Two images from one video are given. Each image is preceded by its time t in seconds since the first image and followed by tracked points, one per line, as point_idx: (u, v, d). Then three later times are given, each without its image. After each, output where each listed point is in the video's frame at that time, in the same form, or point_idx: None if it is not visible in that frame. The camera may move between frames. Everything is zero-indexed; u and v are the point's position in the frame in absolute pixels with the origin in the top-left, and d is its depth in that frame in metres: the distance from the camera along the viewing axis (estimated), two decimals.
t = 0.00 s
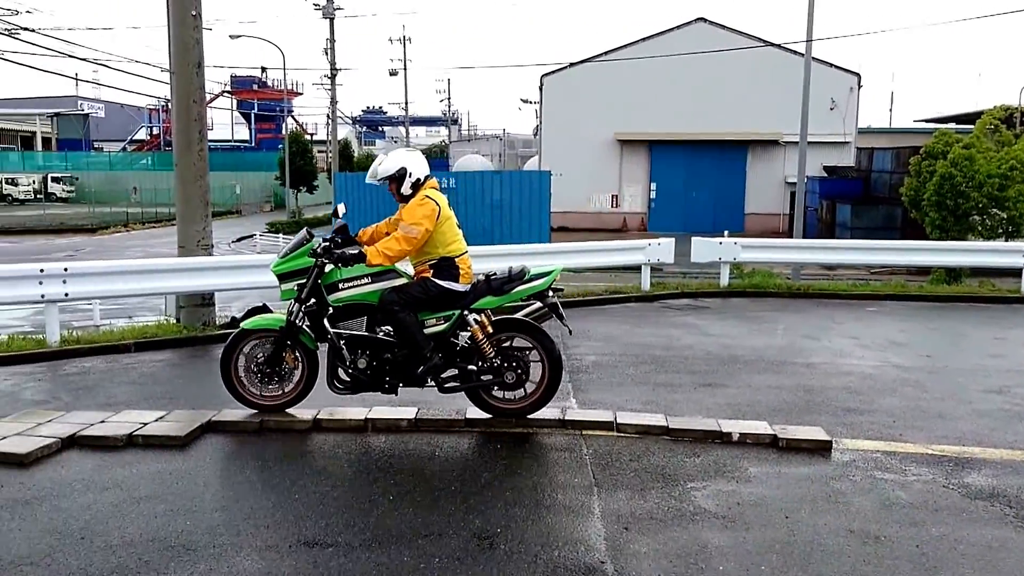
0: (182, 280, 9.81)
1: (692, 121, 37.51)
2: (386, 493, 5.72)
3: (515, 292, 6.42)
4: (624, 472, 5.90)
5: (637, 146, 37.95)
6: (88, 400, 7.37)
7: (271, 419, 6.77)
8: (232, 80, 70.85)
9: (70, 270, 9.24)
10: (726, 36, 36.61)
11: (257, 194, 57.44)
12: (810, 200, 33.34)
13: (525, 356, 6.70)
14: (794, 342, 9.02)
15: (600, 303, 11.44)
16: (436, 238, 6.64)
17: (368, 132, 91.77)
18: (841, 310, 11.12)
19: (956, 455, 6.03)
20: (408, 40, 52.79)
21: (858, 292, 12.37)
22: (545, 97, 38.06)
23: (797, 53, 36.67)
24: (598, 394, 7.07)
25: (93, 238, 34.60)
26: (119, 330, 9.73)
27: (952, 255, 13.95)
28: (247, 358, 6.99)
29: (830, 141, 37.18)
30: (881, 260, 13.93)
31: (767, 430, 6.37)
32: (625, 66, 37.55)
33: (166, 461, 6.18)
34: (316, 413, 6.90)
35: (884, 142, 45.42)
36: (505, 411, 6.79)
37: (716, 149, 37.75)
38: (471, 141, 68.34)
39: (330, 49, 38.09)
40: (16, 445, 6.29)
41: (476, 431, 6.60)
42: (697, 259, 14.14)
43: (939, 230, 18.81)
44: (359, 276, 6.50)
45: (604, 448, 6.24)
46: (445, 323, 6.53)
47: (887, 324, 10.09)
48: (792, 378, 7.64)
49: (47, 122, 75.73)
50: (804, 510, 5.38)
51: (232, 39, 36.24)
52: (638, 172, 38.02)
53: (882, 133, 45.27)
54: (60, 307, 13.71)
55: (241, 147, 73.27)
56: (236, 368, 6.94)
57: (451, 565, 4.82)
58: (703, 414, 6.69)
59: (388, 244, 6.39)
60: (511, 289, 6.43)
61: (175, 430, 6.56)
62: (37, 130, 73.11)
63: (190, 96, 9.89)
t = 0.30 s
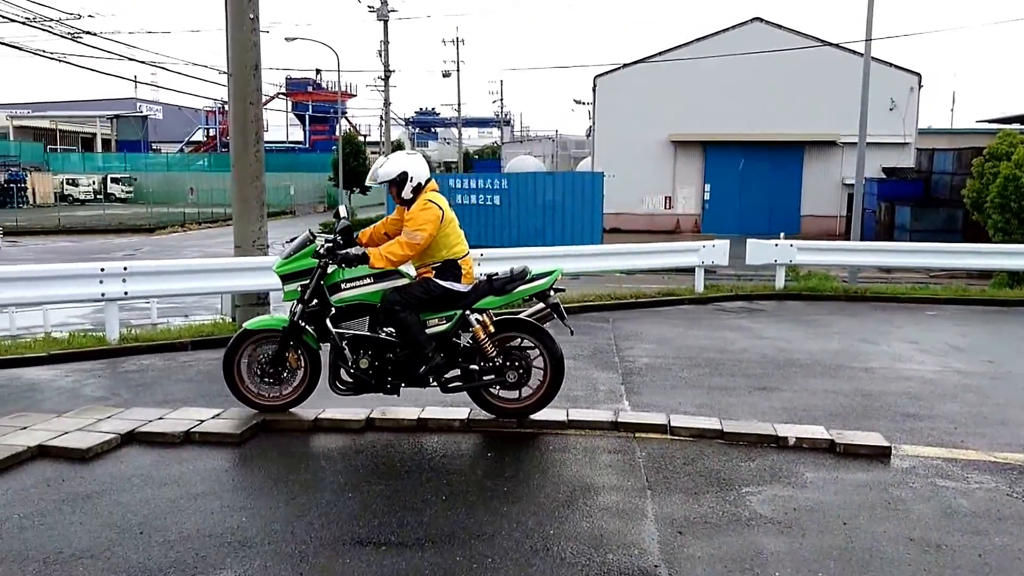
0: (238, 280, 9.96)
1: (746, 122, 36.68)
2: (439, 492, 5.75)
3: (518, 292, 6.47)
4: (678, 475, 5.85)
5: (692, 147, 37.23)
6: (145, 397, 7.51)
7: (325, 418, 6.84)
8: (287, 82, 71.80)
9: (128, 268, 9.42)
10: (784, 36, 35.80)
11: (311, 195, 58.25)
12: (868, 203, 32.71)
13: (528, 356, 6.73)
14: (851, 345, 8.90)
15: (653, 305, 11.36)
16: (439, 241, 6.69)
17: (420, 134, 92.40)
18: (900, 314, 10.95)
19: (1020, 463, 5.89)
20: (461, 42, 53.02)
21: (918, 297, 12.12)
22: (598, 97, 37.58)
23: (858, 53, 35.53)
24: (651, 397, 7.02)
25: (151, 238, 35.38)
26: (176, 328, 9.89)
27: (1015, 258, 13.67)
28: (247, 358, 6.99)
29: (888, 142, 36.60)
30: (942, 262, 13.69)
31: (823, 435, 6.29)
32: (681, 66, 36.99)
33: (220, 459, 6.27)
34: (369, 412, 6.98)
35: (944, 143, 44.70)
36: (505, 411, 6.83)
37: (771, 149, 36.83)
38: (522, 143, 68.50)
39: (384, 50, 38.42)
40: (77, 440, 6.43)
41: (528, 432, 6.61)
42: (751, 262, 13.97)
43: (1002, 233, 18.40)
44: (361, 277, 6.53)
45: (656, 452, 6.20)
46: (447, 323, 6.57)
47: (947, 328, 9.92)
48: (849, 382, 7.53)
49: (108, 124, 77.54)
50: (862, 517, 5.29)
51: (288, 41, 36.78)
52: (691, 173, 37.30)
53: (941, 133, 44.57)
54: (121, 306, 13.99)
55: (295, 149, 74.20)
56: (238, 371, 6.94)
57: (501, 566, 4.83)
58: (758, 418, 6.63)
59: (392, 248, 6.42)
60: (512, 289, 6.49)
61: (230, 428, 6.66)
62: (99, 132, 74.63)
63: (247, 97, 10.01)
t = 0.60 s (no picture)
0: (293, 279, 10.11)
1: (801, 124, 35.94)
2: (490, 492, 5.76)
3: (526, 292, 6.56)
4: (732, 480, 5.80)
5: (746, 147, 36.51)
6: (202, 395, 7.64)
7: (378, 416, 6.91)
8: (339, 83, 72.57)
9: (184, 268, 9.60)
10: (844, 34, 34.86)
11: (364, 197, 58.72)
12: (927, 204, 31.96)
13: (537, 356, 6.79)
14: (910, 350, 8.74)
15: (706, 307, 11.27)
16: (447, 242, 6.70)
17: (471, 135, 92.73)
18: (958, 318, 10.73)
19: None
20: (512, 43, 53.09)
21: (978, 301, 11.86)
22: (652, 98, 37.35)
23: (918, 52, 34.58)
24: (704, 400, 6.96)
25: (207, 238, 35.97)
26: (231, 326, 10.05)
27: None
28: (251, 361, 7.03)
29: (948, 143, 35.90)
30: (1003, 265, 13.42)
31: (881, 441, 6.19)
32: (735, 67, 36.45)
33: (272, 456, 6.34)
34: (422, 411, 7.03)
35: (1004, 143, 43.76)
36: (514, 411, 6.89)
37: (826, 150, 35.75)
38: (572, 144, 68.45)
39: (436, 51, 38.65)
40: (135, 436, 6.57)
41: (579, 434, 6.60)
42: (806, 264, 13.77)
43: None
44: (370, 277, 6.59)
45: (710, 455, 6.16)
46: (456, 323, 6.61)
47: (1009, 333, 9.69)
48: (908, 388, 7.39)
49: (166, 126, 79.14)
50: (921, 524, 5.19)
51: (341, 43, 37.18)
52: (745, 175, 36.61)
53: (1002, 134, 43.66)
54: (179, 305, 14.25)
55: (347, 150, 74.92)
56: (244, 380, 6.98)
57: (554, 568, 4.81)
58: (815, 422, 6.55)
59: (398, 249, 6.43)
60: (522, 289, 6.58)
61: (282, 425, 6.75)
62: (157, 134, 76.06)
63: (302, 99, 10.12)
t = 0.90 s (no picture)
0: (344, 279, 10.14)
1: (857, 124, 35.37)
2: (540, 494, 5.75)
3: (539, 292, 6.58)
4: (785, 485, 5.72)
5: (801, 148, 35.96)
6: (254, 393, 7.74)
7: (429, 416, 6.95)
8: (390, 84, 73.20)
9: (231, 267, 9.74)
10: (905, 33, 34.17)
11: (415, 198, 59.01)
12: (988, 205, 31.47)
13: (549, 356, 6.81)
14: (970, 354, 8.55)
15: (756, 309, 11.15)
16: (460, 243, 6.76)
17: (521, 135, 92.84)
18: (1019, 322, 10.47)
19: None
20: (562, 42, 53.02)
21: None
22: (704, 99, 37.16)
23: (979, 50, 33.77)
24: (758, 403, 6.87)
25: (259, 238, 36.43)
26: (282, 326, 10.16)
27: None
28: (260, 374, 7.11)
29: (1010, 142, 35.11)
30: None
31: (941, 447, 6.07)
32: (790, 67, 36.00)
33: (326, 454, 6.41)
34: (472, 412, 7.05)
35: None
36: (529, 412, 6.89)
37: (883, 151, 35.08)
38: (622, 144, 68.14)
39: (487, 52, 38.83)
40: (188, 433, 6.67)
41: (630, 437, 6.56)
42: (862, 266, 13.52)
43: None
44: (383, 277, 6.65)
45: (763, 459, 6.09)
46: (469, 323, 6.66)
47: None
48: (968, 393, 7.23)
49: (220, 128, 80.62)
50: (984, 533, 5.07)
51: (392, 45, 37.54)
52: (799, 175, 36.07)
53: None
54: (233, 304, 14.46)
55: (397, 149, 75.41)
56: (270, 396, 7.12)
57: (605, 570, 4.79)
58: (872, 427, 6.44)
59: (411, 248, 6.49)
60: (535, 289, 6.59)
61: (336, 424, 6.83)
62: (211, 135, 77.25)
63: (355, 100, 10.23)
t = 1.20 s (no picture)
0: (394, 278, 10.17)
1: (913, 121, 34.39)
2: (588, 496, 5.73)
3: (546, 293, 6.58)
4: (841, 491, 5.63)
5: (855, 147, 35.25)
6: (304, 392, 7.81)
7: (478, 415, 6.98)
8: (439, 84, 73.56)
9: (280, 267, 9.93)
10: (963, 29, 33.14)
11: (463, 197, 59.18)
12: None
13: (556, 356, 6.84)
14: None
15: (807, 311, 11.00)
16: (466, 243, 6.83)
17: (569, 135, 92.56)
18: None
19: None
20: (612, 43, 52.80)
21: None
22: (755, 97, 36.92)
23: None
24: (810, 408, 6.79)
25: (309, 237, 36.85)
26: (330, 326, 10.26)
27: None
28: (280, 397, 7.18)
29: None
30: None
31: (1004, 454, 5.93)
32: (844, 65, 35.37)
33: (374, 452, 6.45)
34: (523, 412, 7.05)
35: None
36: (537, 412, 6.95)
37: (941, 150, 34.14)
38: (673, 144, 67.63)
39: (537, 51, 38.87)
40: (241, 430, 6.77)
41: (682, 439, 6.52)
42: (919, 269, 13.30)
43: None
44: (390, 277, 6.72)
45: (817, 464, 6.02)
46: (477, 323, 6.70)
47: None
48: None
49: (271, 128, 81.70)
50: None
51: (441, 45, 37.70)
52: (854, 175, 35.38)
53: None
54: (286, 303, 14.64)
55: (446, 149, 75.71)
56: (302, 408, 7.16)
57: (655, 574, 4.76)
58: (930, 433, 6.32)
59: (419, 250, 6.54)
60: (542, 289, 6.60)
61: (385, 423, 6.86)
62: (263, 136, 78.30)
63: (406, 99, 10.27)
